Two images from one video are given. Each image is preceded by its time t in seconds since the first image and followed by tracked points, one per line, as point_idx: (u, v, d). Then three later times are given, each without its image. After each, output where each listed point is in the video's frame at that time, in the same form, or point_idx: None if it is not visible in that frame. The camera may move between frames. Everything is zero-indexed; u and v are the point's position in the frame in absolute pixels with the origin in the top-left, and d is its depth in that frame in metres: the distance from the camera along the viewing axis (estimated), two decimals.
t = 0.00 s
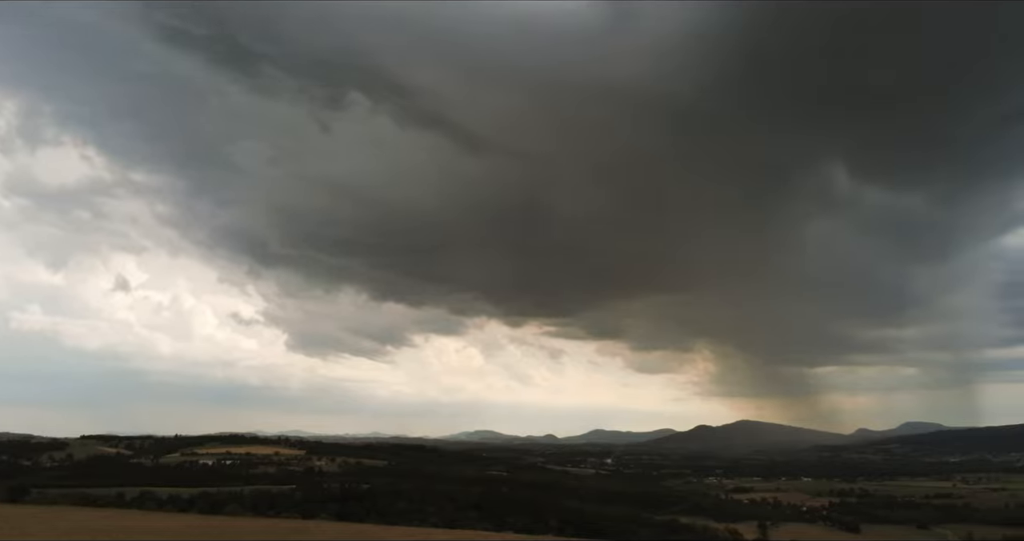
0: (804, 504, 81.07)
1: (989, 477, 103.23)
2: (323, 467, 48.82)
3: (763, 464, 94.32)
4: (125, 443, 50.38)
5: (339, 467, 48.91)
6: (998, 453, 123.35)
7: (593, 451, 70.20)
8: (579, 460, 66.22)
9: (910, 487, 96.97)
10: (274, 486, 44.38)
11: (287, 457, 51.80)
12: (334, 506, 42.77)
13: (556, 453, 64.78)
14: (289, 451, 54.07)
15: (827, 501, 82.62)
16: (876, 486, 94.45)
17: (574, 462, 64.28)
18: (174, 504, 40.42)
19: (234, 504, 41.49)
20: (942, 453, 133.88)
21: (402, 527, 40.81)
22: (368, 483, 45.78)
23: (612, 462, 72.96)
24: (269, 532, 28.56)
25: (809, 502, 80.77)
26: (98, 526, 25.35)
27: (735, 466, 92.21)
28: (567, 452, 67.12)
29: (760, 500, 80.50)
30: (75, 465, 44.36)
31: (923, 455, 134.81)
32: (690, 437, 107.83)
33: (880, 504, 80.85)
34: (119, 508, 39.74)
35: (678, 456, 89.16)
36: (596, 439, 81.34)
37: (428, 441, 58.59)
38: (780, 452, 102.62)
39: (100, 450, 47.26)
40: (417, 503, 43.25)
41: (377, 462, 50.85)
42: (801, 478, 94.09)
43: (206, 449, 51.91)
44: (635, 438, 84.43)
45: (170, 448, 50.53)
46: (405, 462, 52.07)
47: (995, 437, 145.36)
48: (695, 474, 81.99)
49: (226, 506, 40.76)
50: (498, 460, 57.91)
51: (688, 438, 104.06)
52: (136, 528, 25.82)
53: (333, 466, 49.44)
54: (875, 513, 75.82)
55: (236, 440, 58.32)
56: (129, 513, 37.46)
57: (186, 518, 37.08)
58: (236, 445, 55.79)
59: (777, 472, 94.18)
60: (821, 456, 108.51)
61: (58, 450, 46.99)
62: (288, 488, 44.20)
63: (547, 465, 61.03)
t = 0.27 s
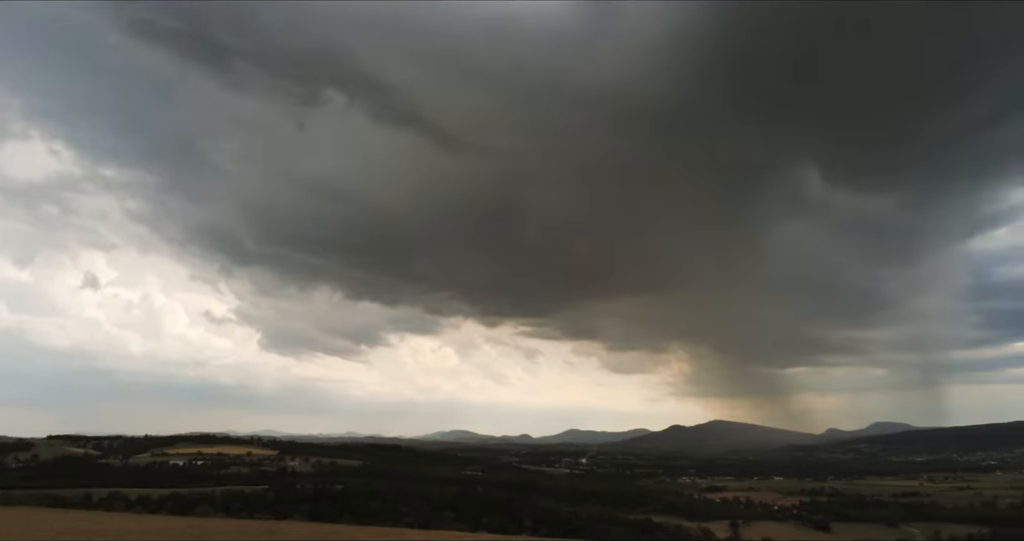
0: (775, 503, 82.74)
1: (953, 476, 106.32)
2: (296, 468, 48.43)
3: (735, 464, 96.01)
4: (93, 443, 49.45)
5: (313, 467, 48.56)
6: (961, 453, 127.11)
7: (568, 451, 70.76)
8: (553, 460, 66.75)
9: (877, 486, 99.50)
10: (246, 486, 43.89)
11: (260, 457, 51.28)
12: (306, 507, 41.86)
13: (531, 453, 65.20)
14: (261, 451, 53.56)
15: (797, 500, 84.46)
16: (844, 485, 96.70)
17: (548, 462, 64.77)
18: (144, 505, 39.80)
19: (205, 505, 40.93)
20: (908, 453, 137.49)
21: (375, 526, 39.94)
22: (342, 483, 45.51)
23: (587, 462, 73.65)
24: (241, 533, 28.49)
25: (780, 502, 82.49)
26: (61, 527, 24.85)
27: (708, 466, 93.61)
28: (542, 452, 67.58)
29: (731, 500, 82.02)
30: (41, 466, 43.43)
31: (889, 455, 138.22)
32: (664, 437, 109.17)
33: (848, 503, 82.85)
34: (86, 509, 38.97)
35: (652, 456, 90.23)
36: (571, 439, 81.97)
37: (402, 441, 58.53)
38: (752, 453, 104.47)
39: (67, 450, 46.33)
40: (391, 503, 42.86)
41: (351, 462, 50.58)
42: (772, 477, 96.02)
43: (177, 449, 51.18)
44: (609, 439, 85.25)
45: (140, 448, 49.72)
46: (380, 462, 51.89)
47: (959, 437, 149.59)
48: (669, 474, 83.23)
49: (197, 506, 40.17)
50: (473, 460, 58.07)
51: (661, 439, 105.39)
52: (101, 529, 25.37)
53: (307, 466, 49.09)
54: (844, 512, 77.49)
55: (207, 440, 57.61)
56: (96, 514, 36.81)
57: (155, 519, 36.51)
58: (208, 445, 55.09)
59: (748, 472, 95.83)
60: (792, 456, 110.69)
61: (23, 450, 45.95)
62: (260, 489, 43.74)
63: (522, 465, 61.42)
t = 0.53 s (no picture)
0: (742, 503, 84.50)
1: (915, 476, 109.46)
2: (265, 468, 47.87)
3: (704, 464, 97.63)
4: (54, 443, 48.32)
5: (282, 468, 48.05)
6: (923, 454, 130.91)
7: (539, 451, 71.19)
8: (525, 460, 67.12)
9: (842, 485, 102.09)
10: (212, 487, 43.22)
11: (227, 457, 50.59)
12: (275, 508, 41.51)
13: (502, 453, 65.46)
14: (229, 451, 52.86)
15: (764, 500, 86.45)
16: (810, 485, 99.09)
17: (519, 462, 65.11)
18: (106, 507, 38.97)
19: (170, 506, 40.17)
20: (873, 453, 141.16)
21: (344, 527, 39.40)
22: (311, 484, 45.10)
23: (558, 462, 74.23)
24: (210, 535, 28.40)
25: (747, 501, 84.32)
26: (16, 531, 24.28)
27: (678, 466, 94.93)
28: (513, 452, 67.90)
29: (700, 499, 83.67)
30: None
31: (855, 455, 141.65)
32: (636, 437, 110.41)
33: (814, 503, 84.93)
34: (46, 511, 38.05)
35: (623, 457, 91.22)
36: (543, 439, 82.48)
37: (373, 441, 58.27)
38: (721, 453, 106.28)
39: (27, 450, 45.20)
40: (361, 505, 42.26)
41: (321, 462, 50.18)
42: (740, 477, 97.95)
43: (142, 449, 50.26)
44: (581, 439, 85.95)
45: (103, 449, 48.72)
46: (350, 463, 51.58)
47: (921, 438, 153.97)
48: (639, 474, 84.55)
49: (162, 508, 39.43)
50: (444, 460, 58.08)
51: (633, 439, 106.62)
52: (58, 532, 24.83)
53: (276, 466, 48.55)
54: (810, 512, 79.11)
55: (173, 439, 56.65)
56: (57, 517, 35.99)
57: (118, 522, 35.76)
58: (174, 445, 54.20)
59: (717, 472, 97.45)
60: (760, 456, 112.90)
61: None
62: (228, 490, 43.11)
63: (493, 465, 61.65)
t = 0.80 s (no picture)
0: (716, 503, 85.80)
1: (883, 475, 112.18)
2: (237, 469, 47.39)
3: (679, 465, 99.02)
4: (21, 444, 47.36)
5: (255, 469, 47.61)
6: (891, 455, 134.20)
7: (515, 451, 71.59)
8: (500, 460, 67.45)
9: (813, 484, 104.19)
10: (184, 488, 42.66)
11: (199, 458, 49.99)
12: (247, 509, 41.03)
13: (478, 454, 65.73)
14: (201, 452, 52.26)
15: (736, 500, 87.87)
16: (783, 484, 100.95)
17: (495, 462, 65.43)
18: (74, 508, 38.31)
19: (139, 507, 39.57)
20: (843, 453, 144.30)
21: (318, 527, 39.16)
22: (284, 485, 44.76)
23: (533, 462, 74.69)
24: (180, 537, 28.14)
25: (720, 501, 85.66)
26: None
27: (652, 466, 96.08)
28: (489, 452, 68.19)
29: (674, 499, 84.74)
30: None
31: (825, 455, 144.58)
32: (612, 438, 111.48)
33: (786, 502, 86.55)
34: (11, 513, 37.27)
35: (598, 457, 92.07)
36: (519, 439, 82.94)
37: (348, 441, 58.09)
38: (695, 453, 107.83)
39: None
40: (335, 505, 42.29)
41: (295, 463, 49.81)
42: (714, 477, 99.46)
43: (112, 450, 49.44)
44: (557, 439, 86.56)
45: (71, 449, 47.86)
46: (325, 463, 51.30)
47: (890, 438, 157.67)
48: (614, 474, 85.41)
49: (132, 509, 38.82)
50: (420, 460, 58.12)
51: (609, 439, 107.70)
52: (24, 533, 24.45)
53: (249, 467, 48.09)
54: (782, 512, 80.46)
55: (144, 440, 55.87)
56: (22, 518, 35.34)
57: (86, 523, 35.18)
58: (145, 445, 53.45)
59: (691, 472, 98.84)
60: (734, 456, 114.77)
61: None
62: (199, 491, 42.58)
63: (468, 465, 61.87)
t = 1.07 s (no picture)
0: (686, 502, 87.13)
1: (849, 475, 115.01)
2: (205, 470, 46.83)
3: (650, 465, 100.38)
4: None
5: (223, 470, 47.10)
6: (857, 456, 137.58)
7: (487, 451, 71.93)
8: (472, 460, 67.72)
9: (781, 484, 106.42)
10: (150, 490, 42.03)
11: (166, 459, 49.27)
12: (215, 510, 40.55)
13: (450, 454, 65.90)
14: (168, 453, 51.49)
15: (706, 499, 89.36)
16: (751, 484, 102.88)
17: (467, 463, 65.71)
18: (36, 511, 37.54)
19: (103, 509, 38.88)
20: (811, 453, 147.53)
21: (287, 528, 38.91)
22: (253, 486, 44.36)
23: (506, 463, 75.14)
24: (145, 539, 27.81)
25: (690, 501, 86.99)
26: None
27: (624, 466, 97.18)
28: (461, 452, 68.42)
29: (645, 499, 85.90)
30: None
31: (794, 455, 147.62)
32: (584, 438, 112.47)
33: (755, 502, 88.24)
34: None
35: (570, 457, 92.90)
36: (492, 439, 83.29)
37: (319, 442, 57.79)
38: (666, 453, 109.36)
39: None
40: (305, 506, 42.11)
41: (265, 464, 49.38)
42: (684, 477, 101.04)
43: (75, 450, 48.47)
44: (530, 439, 87.12)
45: (32, 450, 46.82)
46: (295, 464, 50.94)
47: (856, 438, 161.57)
48: (586, 474, 86.30)
49: (95, 511, 38.12)
50: (391, 460, 58.05)
51: (582, 439, 108.71)
52: None
53: (217, 468, 47.55)
54: (751, 511, 81.87)
55: (108, 440, 54.83)
56: None
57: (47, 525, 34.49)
58: (109, 446, 52.50)
59: (662, 472, 100.30)
60: (704, 456, 116.63)
61: None
62: (166, 492, 42.00)
63: (441, 465, 62.00)
